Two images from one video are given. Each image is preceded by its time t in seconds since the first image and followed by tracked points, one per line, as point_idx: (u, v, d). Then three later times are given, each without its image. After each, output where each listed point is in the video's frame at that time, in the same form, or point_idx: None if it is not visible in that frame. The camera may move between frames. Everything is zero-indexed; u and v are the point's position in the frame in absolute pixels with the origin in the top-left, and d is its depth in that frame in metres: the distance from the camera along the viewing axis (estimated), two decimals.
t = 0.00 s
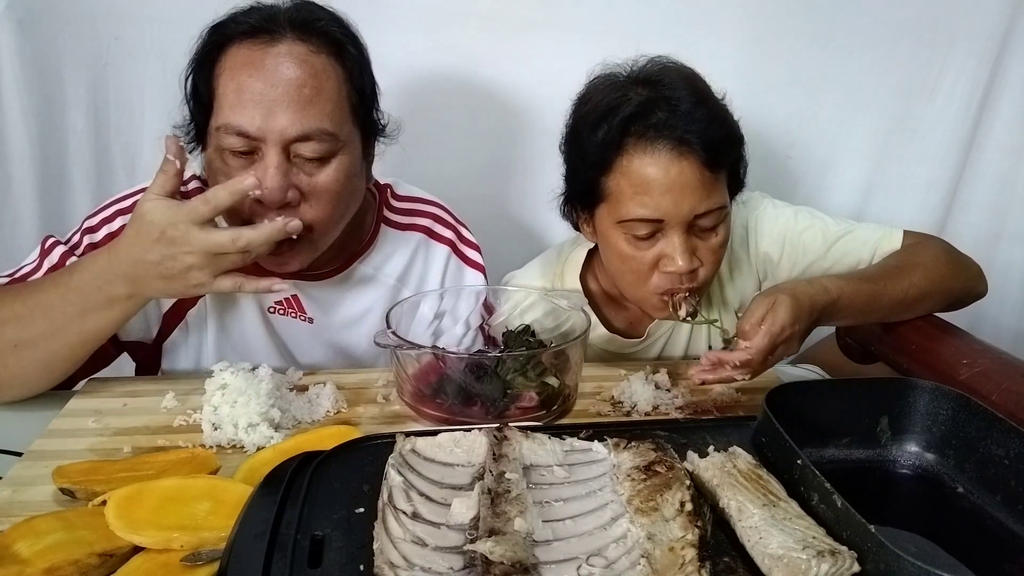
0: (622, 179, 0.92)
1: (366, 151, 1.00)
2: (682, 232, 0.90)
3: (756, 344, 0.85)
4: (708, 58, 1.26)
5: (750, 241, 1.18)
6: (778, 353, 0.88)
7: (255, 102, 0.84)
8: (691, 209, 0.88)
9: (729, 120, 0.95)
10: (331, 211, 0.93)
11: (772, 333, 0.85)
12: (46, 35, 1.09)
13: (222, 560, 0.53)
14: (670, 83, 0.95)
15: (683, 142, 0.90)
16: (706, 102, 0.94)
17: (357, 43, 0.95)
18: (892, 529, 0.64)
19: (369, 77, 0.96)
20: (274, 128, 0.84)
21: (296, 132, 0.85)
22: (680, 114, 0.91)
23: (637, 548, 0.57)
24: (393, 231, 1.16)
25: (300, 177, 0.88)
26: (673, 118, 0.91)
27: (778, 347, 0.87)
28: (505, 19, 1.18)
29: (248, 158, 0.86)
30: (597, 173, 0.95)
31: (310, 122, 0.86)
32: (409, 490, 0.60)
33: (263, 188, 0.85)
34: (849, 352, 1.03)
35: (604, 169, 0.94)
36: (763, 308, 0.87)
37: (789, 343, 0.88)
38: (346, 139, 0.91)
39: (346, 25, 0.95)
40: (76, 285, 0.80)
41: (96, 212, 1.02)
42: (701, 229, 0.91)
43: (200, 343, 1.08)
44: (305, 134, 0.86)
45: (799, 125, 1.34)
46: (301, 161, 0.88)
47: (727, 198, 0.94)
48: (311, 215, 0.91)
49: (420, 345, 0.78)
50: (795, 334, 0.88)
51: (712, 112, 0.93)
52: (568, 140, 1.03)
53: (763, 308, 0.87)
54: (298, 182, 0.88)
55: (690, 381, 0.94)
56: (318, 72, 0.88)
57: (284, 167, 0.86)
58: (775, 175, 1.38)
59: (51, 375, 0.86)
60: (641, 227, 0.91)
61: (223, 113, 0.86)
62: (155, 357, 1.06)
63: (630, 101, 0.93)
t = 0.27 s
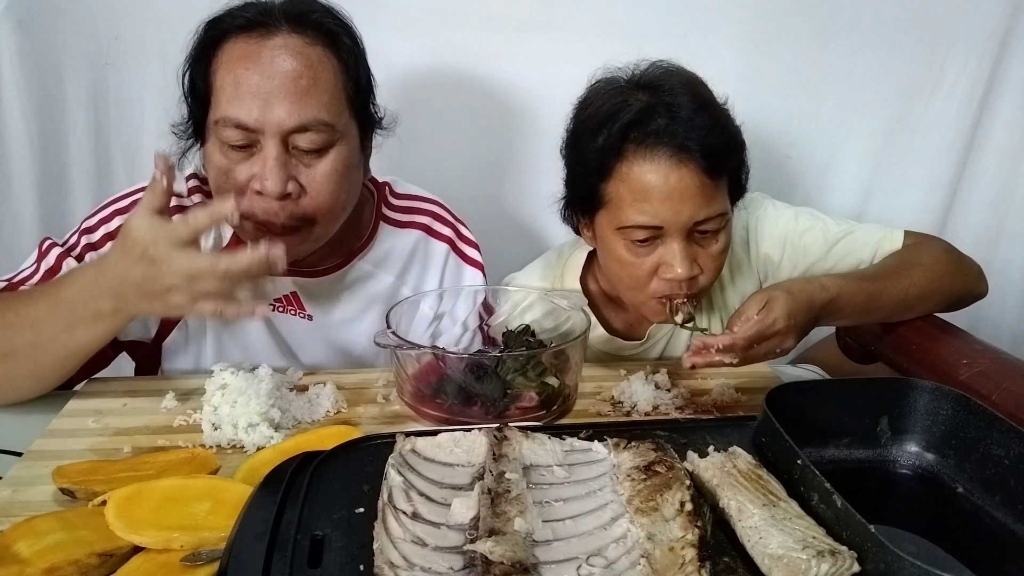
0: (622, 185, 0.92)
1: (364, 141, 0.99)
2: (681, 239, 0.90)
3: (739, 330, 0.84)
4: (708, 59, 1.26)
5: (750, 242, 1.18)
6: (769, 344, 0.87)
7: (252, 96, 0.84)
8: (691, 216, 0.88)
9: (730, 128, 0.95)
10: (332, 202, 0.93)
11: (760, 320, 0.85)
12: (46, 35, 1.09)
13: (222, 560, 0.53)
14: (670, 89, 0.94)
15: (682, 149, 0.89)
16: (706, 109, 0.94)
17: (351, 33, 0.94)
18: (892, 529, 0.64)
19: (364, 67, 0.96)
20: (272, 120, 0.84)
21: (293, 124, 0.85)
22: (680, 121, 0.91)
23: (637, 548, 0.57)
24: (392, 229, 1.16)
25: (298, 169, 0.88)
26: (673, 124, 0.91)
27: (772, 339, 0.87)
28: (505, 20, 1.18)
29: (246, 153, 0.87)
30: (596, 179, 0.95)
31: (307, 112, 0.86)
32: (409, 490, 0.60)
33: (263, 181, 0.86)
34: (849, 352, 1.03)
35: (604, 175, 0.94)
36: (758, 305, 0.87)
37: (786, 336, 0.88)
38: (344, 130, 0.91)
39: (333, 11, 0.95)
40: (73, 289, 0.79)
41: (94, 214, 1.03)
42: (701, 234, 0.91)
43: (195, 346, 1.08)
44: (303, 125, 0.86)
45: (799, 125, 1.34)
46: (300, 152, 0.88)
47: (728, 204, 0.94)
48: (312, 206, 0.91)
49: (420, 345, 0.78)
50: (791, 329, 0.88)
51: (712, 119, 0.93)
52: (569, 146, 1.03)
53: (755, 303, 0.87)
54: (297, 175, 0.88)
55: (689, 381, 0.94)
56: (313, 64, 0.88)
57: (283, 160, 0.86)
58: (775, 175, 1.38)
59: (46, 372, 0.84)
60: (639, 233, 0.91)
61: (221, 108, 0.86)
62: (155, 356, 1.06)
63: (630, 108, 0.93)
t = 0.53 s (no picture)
0: (613, 189, 0.92)
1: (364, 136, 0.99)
2: (672, 242, 0.90)
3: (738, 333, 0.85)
4: (707, 58, 1.26)
5: (749, 242, 1.18)
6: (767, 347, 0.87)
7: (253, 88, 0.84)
8: (681, 220, 0.88)
9: (723, 132, 0.94)
10: (330, 188, 0.91)
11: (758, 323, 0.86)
12: (46, 35, 1.09)
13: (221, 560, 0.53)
14: (664, 91, 0.94)
15: (673, 153, 0.89)
16: (700, 112, 0.93)
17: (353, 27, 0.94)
18: (892, 528, 0.64)
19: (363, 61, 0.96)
20: (270, 106, 0.85)
21: (292, 110, 0.86)
22: (672, 124, 0.91)
23: (637, 548, 0.57)
24: (391, 227, 1.16)
25: (296, 155, 0.88)
26: (664, 128, 0.90)
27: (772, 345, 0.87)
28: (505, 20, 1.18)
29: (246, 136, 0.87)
30: (589, 182, 0.96)
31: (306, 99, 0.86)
32: (409, 490, 0.60)
33: (260, 167, 0.85)
34: (849, 352, 1.04)
35: (596, 179, 0.94)
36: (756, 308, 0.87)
37: (783, 339, 0.88)
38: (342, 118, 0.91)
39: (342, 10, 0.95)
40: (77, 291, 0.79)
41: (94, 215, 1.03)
42: (694, 238, 0.91)
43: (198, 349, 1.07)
44: (301, 111, 0.86)
45: (799, 125, 1.34)
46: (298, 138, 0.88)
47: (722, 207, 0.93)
48: (309, 190, 0.90)
49: (420, 345, 0.78)
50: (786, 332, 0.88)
51: (705, 123, 0.92)
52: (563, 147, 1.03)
53: (754, 308, 0.87)
54: (293, 159, 0.88)
55: (689, 381, 0.94)
56: (315, 52, 0.88)
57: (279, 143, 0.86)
58: (775, 175, 1.38)
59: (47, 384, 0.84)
60: (631, 237, 0.91)
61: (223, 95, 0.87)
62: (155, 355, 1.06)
63: (623, 110, 0.93)
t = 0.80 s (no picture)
0: (610, 199, 0.92)
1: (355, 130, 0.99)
2: (669, 251, 0.90)
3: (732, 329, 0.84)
4: (707, 59, 1.26)
5: (749, 243, 1.18)
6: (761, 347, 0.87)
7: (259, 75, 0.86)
8: (678, 230, 0.88)
9: (721, 140, 0.94)
10: (298, 156, 0.90)
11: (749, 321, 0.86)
12: (46, 36, 1.09)
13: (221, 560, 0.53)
14: (661, 99, 0.94)
15: (670, 164, 0.89)
16: (697, 122, 0.93)
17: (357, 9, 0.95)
18: (892, 529, 0.64)
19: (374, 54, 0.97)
20: (256, 65, 0.86)
21: (274, 69, 0.86)
22: (669, 134, 0.90)
23: (637, 548, 0.57)
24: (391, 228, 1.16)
25: (270, 116, 0.88)
26: (661, 139, 0.90)
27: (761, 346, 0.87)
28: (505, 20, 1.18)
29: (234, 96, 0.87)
30: (585, 191, 0.96)
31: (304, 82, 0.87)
32: (409, 490, 0.60)
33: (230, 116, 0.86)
34: (849, 353, 1.04)
35: (593, 188, 0.94)
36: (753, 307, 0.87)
37: (780, 338, 0.87)
38: (327, 92, 0.91)
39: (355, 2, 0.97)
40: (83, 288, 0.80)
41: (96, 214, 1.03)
42: (692, 246, 0.91)
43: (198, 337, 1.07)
44: (283, 72, 0.87)
45: (798, 125, 1.34)
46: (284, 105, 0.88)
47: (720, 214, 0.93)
48: (277, 155, 0.89)
49: (420, 344, 0.78)
50: (785, 330, 0.88)
51: (703, 134, 0.92)
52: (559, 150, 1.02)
53: (751, 306, 0.87)
54: (266, 118, 0.87)
55: (689, 381, 0.94)
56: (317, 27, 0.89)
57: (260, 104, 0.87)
58: (775, 175, 1.38)
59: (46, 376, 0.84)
60: (629, 246, 0.91)
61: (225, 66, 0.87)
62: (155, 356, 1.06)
63: (619, 120, 0.93)
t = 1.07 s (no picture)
0: (623, 203, 0.92)
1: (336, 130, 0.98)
2: (685, 251, 0.90)
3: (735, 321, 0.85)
4: (707, 59, 1.26)
5: (750, 244, 1.18)
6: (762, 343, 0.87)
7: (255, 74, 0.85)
8: (694, 229, 0.89)
9: (730, 138, 0.94)
10: (263, 159, 0.89)
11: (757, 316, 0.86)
12: (46, 36, 1.09)
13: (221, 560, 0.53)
14: (669, 100, 0.93)
15: (684, 165, 0.89)
16: (706, 121, 0.93)
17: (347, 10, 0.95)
18: (892, 529, 0.64)
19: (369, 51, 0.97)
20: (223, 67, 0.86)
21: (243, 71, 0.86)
22: (681, 135, 0.90)
23: (637, 548, 0.57)
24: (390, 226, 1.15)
25: (237, 119, 0.87)
26: (674, 140, 0.90)
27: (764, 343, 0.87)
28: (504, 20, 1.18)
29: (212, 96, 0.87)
30: (596, 195, 0.95)
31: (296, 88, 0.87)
32: (409, 490, 0.60)
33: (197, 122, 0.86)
34: (849, 352, 1.04)
35: (605, 192, 0.94)
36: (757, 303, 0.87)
37: (780, 336, 0.87)
38: (294, 94, 0.89)
39: None
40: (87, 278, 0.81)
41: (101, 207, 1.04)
42: (704, 243, 0.91)
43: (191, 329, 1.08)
44: (250, 74, 0.86)
45: (798, 125, 1.34)
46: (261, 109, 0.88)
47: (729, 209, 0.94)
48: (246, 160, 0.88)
49: (420, 344, 0.78)
50: (787, 328, 0.88)
51: (713, 133, 0.92)
52: (565, 162, 1.02)
53: (755, 301, 0.88)
54: (230, 121, 0.87)
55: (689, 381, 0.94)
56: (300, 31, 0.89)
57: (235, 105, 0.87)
58: (775, 175, 1.38)
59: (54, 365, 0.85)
60: (644, 250, 0.91)
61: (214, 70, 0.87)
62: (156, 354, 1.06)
63: (629, 123, 0.92)
